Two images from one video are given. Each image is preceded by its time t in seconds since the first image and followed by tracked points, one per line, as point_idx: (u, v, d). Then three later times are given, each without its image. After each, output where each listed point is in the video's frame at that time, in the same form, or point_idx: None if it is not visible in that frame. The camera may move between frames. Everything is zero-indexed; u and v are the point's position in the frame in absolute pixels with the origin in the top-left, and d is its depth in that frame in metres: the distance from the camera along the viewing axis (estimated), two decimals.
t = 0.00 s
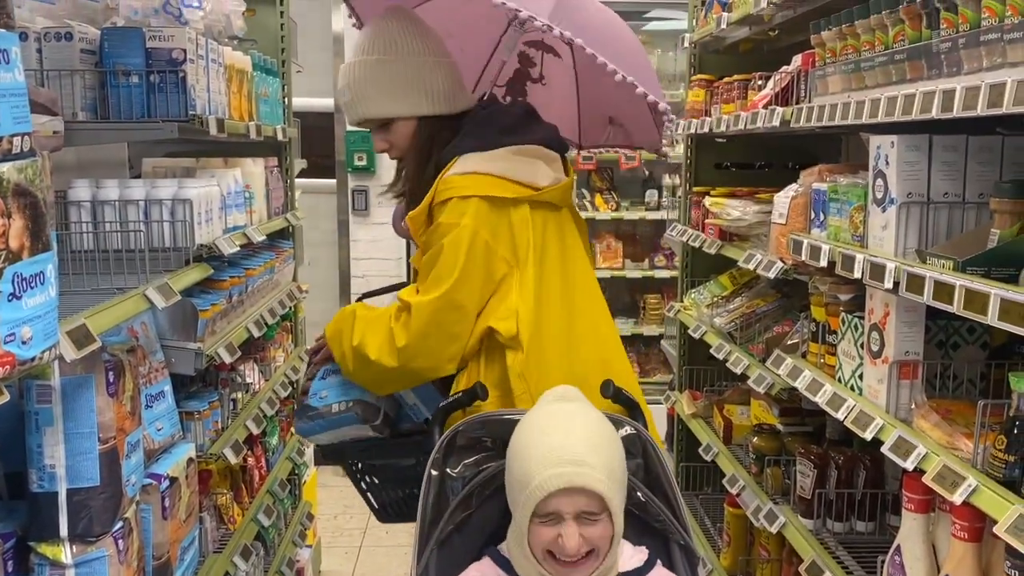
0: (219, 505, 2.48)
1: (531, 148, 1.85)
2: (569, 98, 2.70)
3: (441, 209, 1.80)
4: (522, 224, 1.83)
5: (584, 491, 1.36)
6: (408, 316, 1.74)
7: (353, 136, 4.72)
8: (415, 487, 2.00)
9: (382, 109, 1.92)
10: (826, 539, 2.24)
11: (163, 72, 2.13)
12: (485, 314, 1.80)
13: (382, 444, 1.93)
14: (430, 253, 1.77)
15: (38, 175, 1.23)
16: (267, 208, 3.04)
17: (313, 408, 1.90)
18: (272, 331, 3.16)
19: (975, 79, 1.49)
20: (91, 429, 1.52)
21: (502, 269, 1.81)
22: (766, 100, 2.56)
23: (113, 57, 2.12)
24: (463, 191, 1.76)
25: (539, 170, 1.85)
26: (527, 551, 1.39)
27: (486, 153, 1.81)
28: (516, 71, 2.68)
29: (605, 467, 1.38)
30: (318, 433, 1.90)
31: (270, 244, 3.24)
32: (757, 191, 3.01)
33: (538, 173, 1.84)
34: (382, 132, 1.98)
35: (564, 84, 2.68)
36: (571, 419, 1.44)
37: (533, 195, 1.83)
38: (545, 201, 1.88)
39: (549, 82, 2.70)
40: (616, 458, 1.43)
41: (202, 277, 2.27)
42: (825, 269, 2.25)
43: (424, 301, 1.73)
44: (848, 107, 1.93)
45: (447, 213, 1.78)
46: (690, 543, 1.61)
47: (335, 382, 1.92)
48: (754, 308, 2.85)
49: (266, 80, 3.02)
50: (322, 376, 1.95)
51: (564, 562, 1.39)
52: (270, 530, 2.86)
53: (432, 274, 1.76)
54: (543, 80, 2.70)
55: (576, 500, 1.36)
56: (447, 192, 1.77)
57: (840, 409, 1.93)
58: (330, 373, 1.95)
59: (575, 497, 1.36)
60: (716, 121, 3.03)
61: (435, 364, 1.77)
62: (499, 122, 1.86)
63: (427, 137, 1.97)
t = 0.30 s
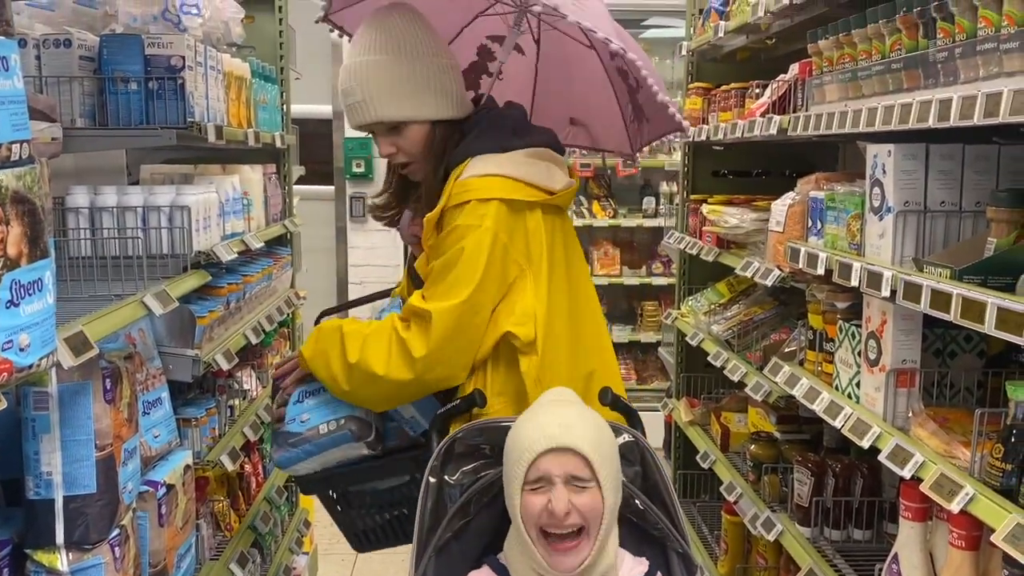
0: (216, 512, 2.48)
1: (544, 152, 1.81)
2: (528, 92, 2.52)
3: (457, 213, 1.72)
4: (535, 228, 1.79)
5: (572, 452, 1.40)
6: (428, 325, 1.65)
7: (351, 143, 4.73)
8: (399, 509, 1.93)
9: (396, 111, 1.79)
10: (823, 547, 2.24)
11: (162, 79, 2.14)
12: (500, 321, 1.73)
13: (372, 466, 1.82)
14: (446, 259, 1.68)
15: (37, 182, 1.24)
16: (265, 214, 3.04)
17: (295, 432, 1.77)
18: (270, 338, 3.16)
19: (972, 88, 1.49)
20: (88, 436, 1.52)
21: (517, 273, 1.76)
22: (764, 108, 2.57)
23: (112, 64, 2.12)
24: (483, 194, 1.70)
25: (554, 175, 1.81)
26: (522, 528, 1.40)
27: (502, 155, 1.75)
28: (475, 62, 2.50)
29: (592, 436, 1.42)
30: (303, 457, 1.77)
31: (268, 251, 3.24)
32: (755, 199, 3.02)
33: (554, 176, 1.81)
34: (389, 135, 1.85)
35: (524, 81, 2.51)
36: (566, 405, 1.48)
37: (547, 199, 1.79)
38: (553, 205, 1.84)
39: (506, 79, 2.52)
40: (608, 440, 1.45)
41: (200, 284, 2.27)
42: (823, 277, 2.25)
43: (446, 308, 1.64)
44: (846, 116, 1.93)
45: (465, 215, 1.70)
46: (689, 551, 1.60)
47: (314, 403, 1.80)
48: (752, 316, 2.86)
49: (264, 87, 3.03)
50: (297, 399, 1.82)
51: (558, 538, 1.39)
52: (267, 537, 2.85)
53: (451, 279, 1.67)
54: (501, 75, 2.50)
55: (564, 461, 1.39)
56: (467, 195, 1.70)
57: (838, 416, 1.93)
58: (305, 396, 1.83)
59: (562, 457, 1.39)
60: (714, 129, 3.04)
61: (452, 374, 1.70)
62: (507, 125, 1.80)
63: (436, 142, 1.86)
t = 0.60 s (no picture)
0: (209, 525, 2.45)
1: (572, 166, 1.88)
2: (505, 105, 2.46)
3: (494, 221, 1.77)
4: (566, 237, 1.85)
5: (571, 442, 1.41)
6: (468, 330, 1.70)
7: (347, 152, 4.71)
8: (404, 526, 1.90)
9: (430, 121, 1.79)
10: (822, 561, 2.21)
11: (156, 88, 2.12)
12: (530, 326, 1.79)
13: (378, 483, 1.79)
14: (485, 266, 1.73)
15: (26, 192, 1.21)
16: (259, 224, 3.02)
17: (314, 450, 1.76)
18: (264, 348, 3.13)
19: (974, 99, 1.48)
20: (77, 450, 1.50)
21: (547, 279, 1.82)
22: (761, 118, 2.56)
23: (106, 72, 2.11)
24: (524, 202, 1.75)
25: (580, 186, 1.88)
26: (521, 521, 1.38)
27: (537, 166, 1.80)
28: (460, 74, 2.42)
29: (591, 430, 1.43)
30: (323, 475, 1.76)
31: (262, 260, 3.21)
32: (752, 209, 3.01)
33: (582, 188, 1.87)
34: (419, 144, 1.84)
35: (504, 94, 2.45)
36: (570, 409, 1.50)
37: (576, 210, 1.86)
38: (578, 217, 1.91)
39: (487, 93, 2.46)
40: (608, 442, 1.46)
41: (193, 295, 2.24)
42: (821, 288, 2.24)
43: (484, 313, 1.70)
44: (845, 127, 1.92)
45: (502, 223, 1.75)
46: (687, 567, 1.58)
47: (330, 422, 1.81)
48: (750, 327, 2.84)
49: (259, 96, 3.01)
50: (313, 418, 1.82)
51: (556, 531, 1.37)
52: (261, 550, 2.82)
53: (489, 285, 1.72)
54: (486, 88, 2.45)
55: (563, 449, 1.40)
56: (507, 204, 1.75)
57: (838, 430, 1.90)
58: (320, 415, 1.83)
59: (560, 446, 1.40)
60: (711, 139, 3.03)
61: (485, 377, 1.75)
62: (530, 140, 1.85)
63: (463, 156, 1.87)
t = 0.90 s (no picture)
0: (184, 553, 2.34)
1: (588, 181, 1.84)
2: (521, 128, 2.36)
3: (510, 230, 1.70)
4: (578, 252, 1.81)
5: (558, 469, 1.31)
6: (473, 339, 1.62)
7: (335, 162, 4.62)
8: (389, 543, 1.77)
9: (456, 123, 1.72)
10: None
11: (129, 96, 2.03)
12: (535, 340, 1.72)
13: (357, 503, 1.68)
14: (495, 274, 1.67)
15: None
16: (240, 237, 2.92)
17: (300, 462, 1.67)
18: (245, 366, 3.02)
19: (988, 109, 1.39)
20: (35, 481, 1.38)
21: (557, 293, 1.77)
22: (760, 129, 2.49)
23: (76, 80, 2.01)
24: (544, 212, 1.70)
25: (597, 203, 1.82)
26: (505, 555, 1.27)
27: (556, 178, 1.76)
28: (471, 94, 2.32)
29: (578, 456, 1.34)
30: (307, 490, 1.66)
31: (244, 275, 3.11)
32: (749, 222, 2.93)
33: (598, 205, 1.82)
34: (439, 143, 1.77)
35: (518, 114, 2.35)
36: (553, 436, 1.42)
37: (590, 226, 1.81)
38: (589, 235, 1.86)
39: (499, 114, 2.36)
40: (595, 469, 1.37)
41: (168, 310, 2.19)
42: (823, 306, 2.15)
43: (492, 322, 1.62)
44: (849, 138, 1.84)
45: (516, 232, 1.69)
46: None
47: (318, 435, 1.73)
48: (747, 344, 2.75)
49: (241, 105, 2.92)
50: (299, 429, 1.74)
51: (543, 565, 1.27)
52: None
53: (497, 294, 1.66)
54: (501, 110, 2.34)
55: (549, 476, 1.31)
56: (526, 213, 1.70)
57: (844, 457, 1.81)
58: (308, 428, 1.75)
59: (547, 473, 1.31)
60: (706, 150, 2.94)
61: (487, 390, 1.68)
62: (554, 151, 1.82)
63: (484, 158, 1.80)
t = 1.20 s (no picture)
0: None
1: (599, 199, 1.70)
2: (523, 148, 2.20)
3: (520, 245, 1.56)
4: (589, 275, 1.68)
5: (547, 522, 1.16)
6: (477, 359, 1.48)
7: (322, 174, 4.46)
8: None
9: (478, 125, 1.58)
10: None
11: (86, 103, 1.88)
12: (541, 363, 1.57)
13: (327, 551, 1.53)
14: (504, 291, 1.52)
15: None
16: (214, 253, 2.77)
17: (277, 495, 1.50)
18: (219, 389, 2.86)
19: None
20: None
21: (566, 315, 1.64)
22: (763, 141, 2.34)
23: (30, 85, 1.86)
24: (559, 229, 1.57)
25: (609, 222, 1.68)
26: None
27: (569, 194, 1.62)
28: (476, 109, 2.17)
29: (569, 506, 1.19)
30: (284, 526, 1.49)
31: (219, 292, 2.95)
32: (750, 239, 2.79)
33: (610, 223, 1.68)
34: (453, 145, 1.61)
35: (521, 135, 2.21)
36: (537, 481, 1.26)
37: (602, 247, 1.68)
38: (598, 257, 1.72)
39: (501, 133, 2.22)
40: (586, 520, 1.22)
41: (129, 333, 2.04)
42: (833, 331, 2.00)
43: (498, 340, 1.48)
44: (862, 151, 1.70)
45: (527, 246, 1.55)
46: None
47: (297, 463, 1.55)
48: (748, 367, 2.60)
49: (216, 114, 2.77)
50: (276, 458, 1.56)
51: None
52: None
53: (505, 311, 1.51)
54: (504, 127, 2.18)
55: (538, 530, 1.15)
56: (539, 228, 1.56)
57: (859, 499, 1.66)
58: (286, 454, 1.57)
59: (537, 527, 1.15)
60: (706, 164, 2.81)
61: (488, 416, 1.52)
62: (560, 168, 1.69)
63: (500, 166, 1.64)
